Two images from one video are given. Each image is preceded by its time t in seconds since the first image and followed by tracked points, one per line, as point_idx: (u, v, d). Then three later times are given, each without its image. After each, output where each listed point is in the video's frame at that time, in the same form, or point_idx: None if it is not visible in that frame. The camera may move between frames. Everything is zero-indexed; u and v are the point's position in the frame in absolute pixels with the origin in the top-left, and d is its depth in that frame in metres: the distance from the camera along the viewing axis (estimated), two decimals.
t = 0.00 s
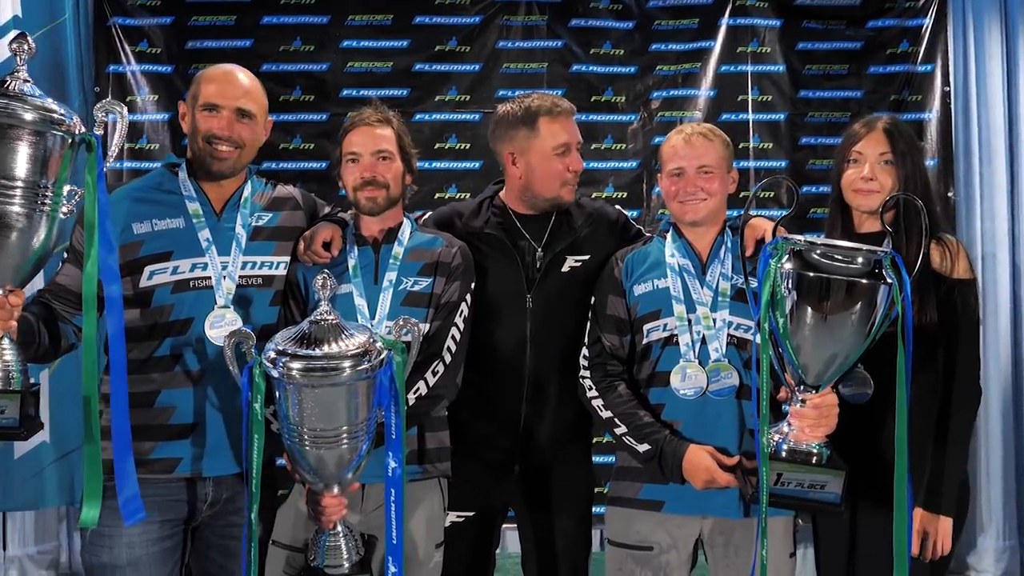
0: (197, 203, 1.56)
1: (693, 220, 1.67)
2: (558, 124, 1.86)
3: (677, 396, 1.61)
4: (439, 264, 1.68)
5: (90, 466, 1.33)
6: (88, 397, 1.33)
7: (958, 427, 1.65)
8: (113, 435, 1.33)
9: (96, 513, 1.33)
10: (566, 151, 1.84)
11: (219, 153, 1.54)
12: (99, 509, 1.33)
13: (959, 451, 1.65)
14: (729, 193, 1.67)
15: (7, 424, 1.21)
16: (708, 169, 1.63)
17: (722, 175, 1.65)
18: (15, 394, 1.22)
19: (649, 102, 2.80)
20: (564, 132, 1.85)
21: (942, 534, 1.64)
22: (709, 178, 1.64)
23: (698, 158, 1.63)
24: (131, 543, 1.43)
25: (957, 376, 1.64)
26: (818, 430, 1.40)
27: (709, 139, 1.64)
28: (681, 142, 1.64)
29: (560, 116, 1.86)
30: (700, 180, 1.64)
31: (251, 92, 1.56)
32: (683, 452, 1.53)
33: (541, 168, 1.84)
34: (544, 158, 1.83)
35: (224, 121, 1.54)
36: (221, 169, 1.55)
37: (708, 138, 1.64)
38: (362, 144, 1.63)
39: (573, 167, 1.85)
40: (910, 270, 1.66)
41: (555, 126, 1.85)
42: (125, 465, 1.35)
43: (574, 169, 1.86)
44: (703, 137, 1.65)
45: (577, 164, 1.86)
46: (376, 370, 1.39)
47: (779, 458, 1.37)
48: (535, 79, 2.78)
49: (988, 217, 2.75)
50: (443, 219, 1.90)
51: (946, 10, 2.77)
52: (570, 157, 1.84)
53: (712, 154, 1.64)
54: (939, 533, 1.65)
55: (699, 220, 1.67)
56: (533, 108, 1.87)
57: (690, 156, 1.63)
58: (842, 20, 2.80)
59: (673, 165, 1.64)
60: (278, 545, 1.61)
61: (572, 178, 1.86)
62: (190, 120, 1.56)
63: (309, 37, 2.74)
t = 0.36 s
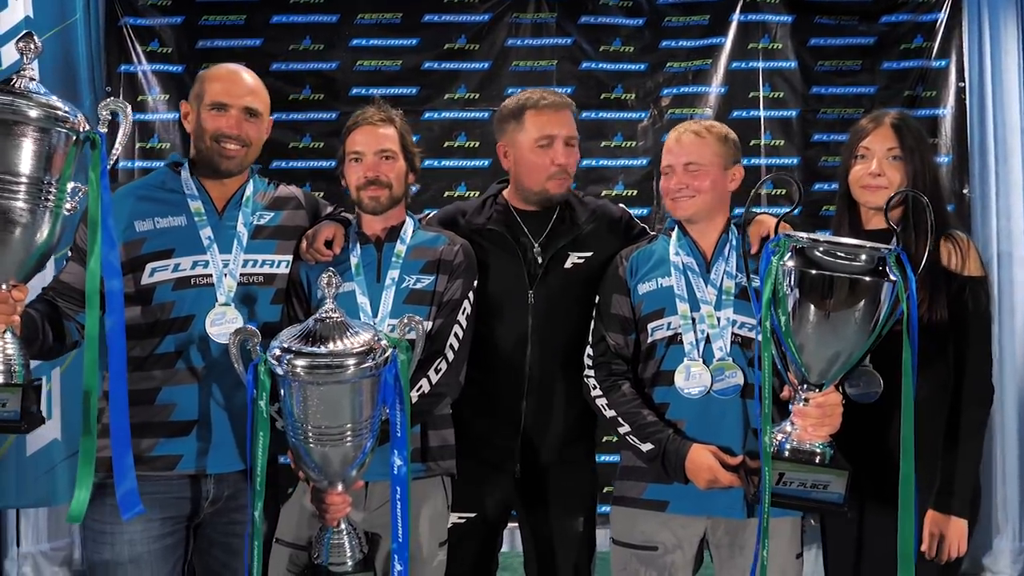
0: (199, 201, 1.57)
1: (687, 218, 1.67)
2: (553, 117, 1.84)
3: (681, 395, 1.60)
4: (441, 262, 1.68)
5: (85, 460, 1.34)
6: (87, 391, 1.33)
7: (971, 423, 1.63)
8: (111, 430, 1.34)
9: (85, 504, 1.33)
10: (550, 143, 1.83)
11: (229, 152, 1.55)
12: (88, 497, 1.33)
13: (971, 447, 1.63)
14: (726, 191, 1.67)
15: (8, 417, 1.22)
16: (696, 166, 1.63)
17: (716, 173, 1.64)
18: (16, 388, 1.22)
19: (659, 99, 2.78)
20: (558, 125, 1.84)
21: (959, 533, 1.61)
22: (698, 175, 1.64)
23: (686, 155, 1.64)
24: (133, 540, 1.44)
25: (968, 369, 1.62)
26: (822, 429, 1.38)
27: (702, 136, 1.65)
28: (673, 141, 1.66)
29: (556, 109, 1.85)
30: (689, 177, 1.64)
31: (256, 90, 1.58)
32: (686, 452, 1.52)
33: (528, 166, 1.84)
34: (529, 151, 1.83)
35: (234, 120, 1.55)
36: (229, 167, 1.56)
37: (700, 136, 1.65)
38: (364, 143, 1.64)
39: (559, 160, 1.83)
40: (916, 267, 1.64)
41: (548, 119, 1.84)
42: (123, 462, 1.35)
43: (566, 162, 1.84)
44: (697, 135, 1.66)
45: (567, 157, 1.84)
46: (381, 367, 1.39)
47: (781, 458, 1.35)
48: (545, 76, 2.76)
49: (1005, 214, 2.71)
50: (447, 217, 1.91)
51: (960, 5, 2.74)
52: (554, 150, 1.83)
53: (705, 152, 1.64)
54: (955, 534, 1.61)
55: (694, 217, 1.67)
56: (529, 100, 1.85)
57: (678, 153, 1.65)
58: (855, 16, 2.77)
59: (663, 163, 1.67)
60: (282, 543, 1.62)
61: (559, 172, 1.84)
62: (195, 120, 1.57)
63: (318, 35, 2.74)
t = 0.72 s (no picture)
0: (202, 201, 1.58)
1: (682, 215, 1.69)
2: (537, 102, 1.81)
3: (686, 393, 1.59)
4: (445, 260, 1.67)
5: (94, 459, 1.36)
6: (95, 391, 1.35)
7: (976, 423, 1.62)
8: (116, 428, 1.35)
9: (97, 504, 1.34)
10: (524, 129, 1.81)
11: (258, 155, 1.60)
12: (100, 495, 1.34)
13: (976, 450, 1.61)
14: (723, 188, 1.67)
15: (10, 417, 1.24)
16: (683, 165, 1.67)
17: (710, 171, 1.66)
18: (18, 389, 1.24)
19: (671, 96, 2.76)
20: (540, 110, 1.80)
21: (964, 532, 1.58)
22: (687, 173, 1.66)
23: (675, 152, 1.68)
24: (139, 538, 1.45)
25: (970, 366, 1.61)
26: (827, 426, 1.36)
27: (694, 134, 1.68)
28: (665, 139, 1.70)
29: (540, 95, 1.82)
30: (678, 174, 1.67)
31: (269, 92, 1.61)
32: (692, 450, 1.51)
33: (508, 154, 1.84)
34: (507, 139, 1.82)
35: (260, 123, 1.60)
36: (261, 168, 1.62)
37: (692, 134, 1.68)
38: (368, 140, 1.64)
39: (530, 145, 1.79)
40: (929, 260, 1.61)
41: (530, 104, 1.81)
42: (127, 460, 1.36)
43: (541, 145, 1.80)
44: (689, 134, 1.69)
45: (541, 138, 1.80)
46: (383, 366, 1.39)
47: (787, 456, 1.33)
48: (556, 74, 2.75)
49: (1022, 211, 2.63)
50: (453, 215, 1.90)
51: None
52: (529, 134, 1.80)
53: (695, 151, 1.67)
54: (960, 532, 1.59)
55: (688, 213, 1.68)
56: (516, 90, 1.84)
57: (669, 151, 1.69)
58: (869, 11, 2.74)
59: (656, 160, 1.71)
60: (287, 541, 1.62)
61: (534, 154, 1.80)
62: (227, 126, 1.58)
63: (329, 35, 2.75)
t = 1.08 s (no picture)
0: (196, 201, 1.58)
1: (692, 216, 1.65)
2: (538, 122, 1.77)
3: (682, 393, 1.58)
4: (440, 260, 1.67)
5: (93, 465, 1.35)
6: (89, 396, 1.34)
7: (969, 424, 1.60)
8: (111, 429, 1.35)
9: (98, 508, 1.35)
10: (522, 150, 1.78)
11: (252, 154, 1.60)
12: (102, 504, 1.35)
13: (964, 449, 1.59)
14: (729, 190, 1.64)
15: (4, 421, 1.25)
16: (701, 166, 1.61)
17: (719, 172, 1.62)
18: (12, 393, 1.25)
19: (671, 95, 2.75)
20: (539, 130, 1.77)
21: (953, 533, 1.57)
22: (703, 174, 1.62)
23: (688, 154, 1.62)
24: (134, 539, 1.45)
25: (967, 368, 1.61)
26: (824, 426, 1.35)
27: (705, 134, 1.62)
28: (676, 138, 1.63)
29: (544, 113, 1.78)
30: (692, 177, 1.62)
31: (262, 91, 1.61)
32: (689, 450, 1.50)
33: (504, 170, 1.82)
34: (503, 155, 1.80)
35: (253, 122, 1.59)
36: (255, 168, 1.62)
37: (703, 134, 1.62)
38: (362, 140, 1.64)
39: (529, 168, 1.78)
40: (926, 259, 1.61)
41: (531, 123, 1.77)
42: (122, 460, 1.36)
43: (538, 169, 1.78)
44: (700, 132, 1.63)
45: (538, 163, 1.78)
46: (376, 366, 1.39)
47: (784, 456, 1.33)
48: (556, 73, 2.75)
49: None
50: (447, 214, 1.90)
51: None
52: (527, 157, 1.78)
53: (705, 150, 1.62)
54: (948, 533, 1.58)
55: (701, 214, 1.64)
56: (518, 102, 1.79)
57: (684, 153, 1.62)
58: (870, 8, 2.73)
59: (666, 162, 1.64)
60: (283, 542, 1.62)
61: (531, 179, 1.78)
62: (218, 125, 1.57)
63: (329, 35, 2.75)
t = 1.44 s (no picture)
0: (196, 202, 1.59)
1: (705, 220, 1.64)
2: (536, 113, 1.77)
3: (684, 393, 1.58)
4: (441, 260, 1.67)
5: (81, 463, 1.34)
6: (81, 396, 1.35)
7: (974, 424, 1.60)
8: (111, 430, 1.36)
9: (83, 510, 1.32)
10: (522, 141, 1.78)
11: (231, 154, 1.56)
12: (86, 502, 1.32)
13: (971, 454, 1.60)
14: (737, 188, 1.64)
15: (5, 424, 1.24)
16: (716, 169, 1.60)
17: (729, 170, 1.62)
18: (14, 395, 1.25)
19: (674, 95, 2.75)
20: (538, 121, 1.77)
21: (960, 534, 1.57)
22: (718, 177, 1.61)
23: (703, 159, 1.59)
24: (135, 540, 1.46)
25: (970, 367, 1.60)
26: (829, 424, 1.35)
27: (713, 136, 1.61)
28: (685, 143, 1.61)
29: (541, 105, 1.78)
30: (710, 181, 1.60)
31: (256, 92, 1.58)
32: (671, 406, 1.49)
33: (504, 162, 1.82)
34: (503, 147, 1.80)
35: (236, 121, 1.56)
36: (235, 169, 1.58)
37: (711, 135, 1.61)
38: (362, 141, 1.64)
39: (528, 159, 1.77)
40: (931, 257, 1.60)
41: (529, 115, 1.77)
42: (122, 462, 1.36)
43: (538, 159, 1.78)
44: (710, 135, 1.61)
45: (538, 153, 1.78)
46: (377, 366, 1.39)
47: (790, 456, 1.32)
48: (558, 73, 2.75)
49: None
50: (448, 215, 1.90)
51: None
52: (527, 148, 1.77)
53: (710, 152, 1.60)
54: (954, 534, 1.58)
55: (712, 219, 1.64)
56: (516, 96, 1.80)
57: (696, 158, 1.59)
58: (873, 7, 2.72)
59: (679, 169, 1.61)
60: (285, 543, 1.62)
61: (531, 169, 1.78)
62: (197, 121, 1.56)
63: (331, 36, 2.75)
